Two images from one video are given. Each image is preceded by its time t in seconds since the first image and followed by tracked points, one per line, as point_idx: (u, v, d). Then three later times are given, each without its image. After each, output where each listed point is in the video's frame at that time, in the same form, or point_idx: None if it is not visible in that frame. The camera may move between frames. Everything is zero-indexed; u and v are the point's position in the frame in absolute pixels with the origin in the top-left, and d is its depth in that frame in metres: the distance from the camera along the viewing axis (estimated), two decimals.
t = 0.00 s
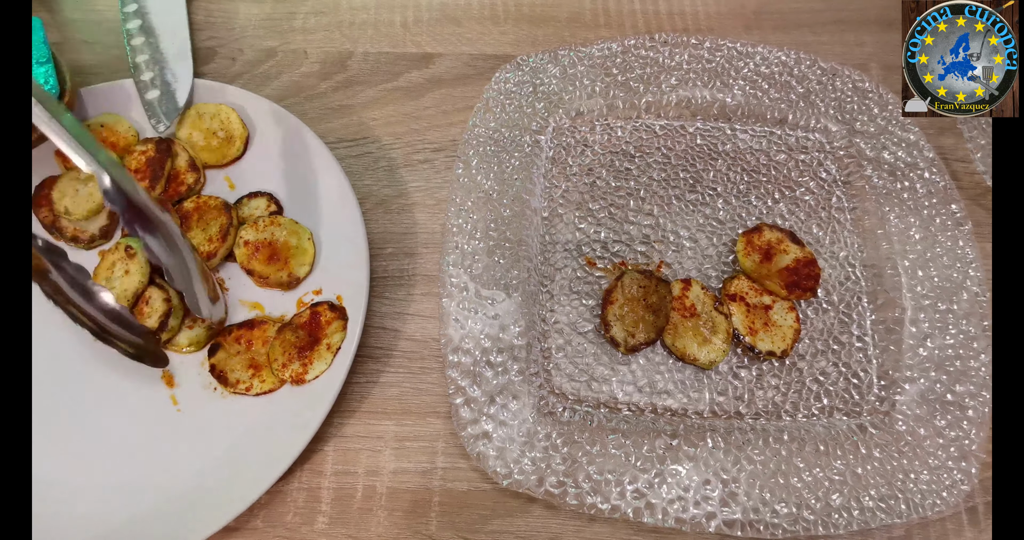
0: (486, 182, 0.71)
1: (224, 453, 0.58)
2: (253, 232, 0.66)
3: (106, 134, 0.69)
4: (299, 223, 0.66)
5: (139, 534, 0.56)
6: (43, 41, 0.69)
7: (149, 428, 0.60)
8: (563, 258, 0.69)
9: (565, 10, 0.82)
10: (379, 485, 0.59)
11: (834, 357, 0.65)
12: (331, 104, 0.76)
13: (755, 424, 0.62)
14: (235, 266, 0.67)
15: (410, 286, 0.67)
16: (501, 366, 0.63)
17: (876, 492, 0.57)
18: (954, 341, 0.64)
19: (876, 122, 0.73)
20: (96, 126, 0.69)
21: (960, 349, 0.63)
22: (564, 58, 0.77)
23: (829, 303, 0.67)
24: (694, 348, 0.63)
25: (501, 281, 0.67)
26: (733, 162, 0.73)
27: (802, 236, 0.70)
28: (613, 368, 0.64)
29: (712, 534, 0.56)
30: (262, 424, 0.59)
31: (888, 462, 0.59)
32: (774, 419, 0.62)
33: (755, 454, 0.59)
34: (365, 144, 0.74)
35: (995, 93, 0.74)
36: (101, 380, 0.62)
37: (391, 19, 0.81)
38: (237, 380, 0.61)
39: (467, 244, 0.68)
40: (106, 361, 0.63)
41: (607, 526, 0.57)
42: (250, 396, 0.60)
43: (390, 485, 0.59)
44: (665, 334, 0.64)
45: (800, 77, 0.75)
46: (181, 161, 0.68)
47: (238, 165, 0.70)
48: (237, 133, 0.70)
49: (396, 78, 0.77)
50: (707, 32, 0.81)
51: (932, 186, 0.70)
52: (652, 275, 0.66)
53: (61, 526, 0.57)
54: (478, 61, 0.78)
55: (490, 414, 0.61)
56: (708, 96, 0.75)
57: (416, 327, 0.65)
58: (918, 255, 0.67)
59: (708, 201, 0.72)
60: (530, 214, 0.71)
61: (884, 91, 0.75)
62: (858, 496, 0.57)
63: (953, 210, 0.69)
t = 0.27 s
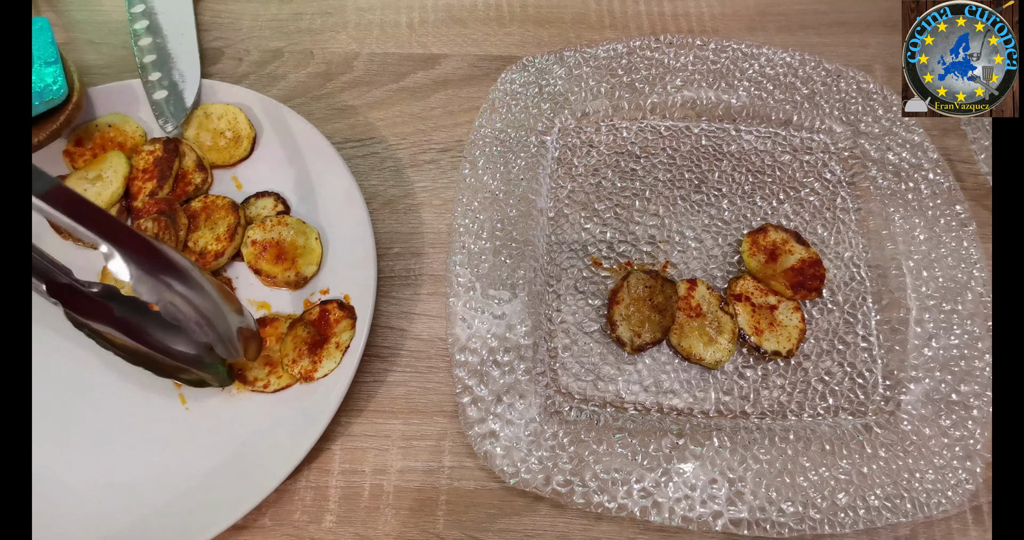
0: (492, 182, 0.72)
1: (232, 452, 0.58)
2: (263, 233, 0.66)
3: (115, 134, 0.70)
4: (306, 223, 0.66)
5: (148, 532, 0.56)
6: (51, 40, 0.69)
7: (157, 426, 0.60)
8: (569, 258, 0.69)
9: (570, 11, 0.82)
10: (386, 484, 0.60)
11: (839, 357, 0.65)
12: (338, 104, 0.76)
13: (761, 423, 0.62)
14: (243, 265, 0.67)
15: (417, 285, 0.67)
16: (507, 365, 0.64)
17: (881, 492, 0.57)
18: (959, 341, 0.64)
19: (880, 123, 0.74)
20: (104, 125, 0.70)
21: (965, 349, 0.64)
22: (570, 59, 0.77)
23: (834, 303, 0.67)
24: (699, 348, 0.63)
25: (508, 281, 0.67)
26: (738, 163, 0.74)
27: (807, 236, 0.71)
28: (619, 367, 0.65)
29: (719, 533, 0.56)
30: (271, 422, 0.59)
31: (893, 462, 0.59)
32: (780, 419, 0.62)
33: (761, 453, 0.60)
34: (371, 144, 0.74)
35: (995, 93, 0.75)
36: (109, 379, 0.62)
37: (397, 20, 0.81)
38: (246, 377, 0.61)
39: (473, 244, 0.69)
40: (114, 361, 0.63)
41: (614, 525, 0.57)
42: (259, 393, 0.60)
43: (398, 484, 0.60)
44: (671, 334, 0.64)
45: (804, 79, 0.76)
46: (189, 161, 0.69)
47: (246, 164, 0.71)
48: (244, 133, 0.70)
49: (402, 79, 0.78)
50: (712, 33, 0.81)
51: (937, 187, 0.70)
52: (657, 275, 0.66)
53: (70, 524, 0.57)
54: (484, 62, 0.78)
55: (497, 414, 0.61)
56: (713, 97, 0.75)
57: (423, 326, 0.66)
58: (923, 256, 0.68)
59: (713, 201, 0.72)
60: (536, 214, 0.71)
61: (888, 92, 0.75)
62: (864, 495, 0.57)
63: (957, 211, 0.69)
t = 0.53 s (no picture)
0: (493, 180, 0.71)
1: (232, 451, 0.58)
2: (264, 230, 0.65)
3: (114, 131, 0.70)
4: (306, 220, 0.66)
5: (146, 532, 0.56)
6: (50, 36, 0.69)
7: (156, 425, 0.60)
8: (570, 257, 0.69)
9: (572, 9, 0.82)
10: (386, 483, 0.59)
11: (841, 356, 0.65)
12: (338, 102, 0.76)
13: (763, 422, 0.62)
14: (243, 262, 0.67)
15: (417, 284, 0.67)
16: (508, 364, 0.63)
17: (884, 491, 0.57)
18: (962, 340, 0.64)
19: (883, 121, 0.73)
20: (104, 123, 0.69)
21: (968, 348, 0.63)
22: (572, 56, 0.77)
23: (836, 302, 0.67)
24: (701, 347, 0.63)
25: (509, 279, 0.67)
26: (740, 161, 0.73)
27: (810, 235, 0.70)
28: (621, 366, 0.64)
29: (721, 532, 0.56)
30: (274, 418, 0.59)
31: (896, 461, 0.59)
32: (782, 418, 0.62)
33: (763, 452, 0.59)
34: (372, 142, 0.74)
35: (995, 93, 0.74)
36: (109, 378, 0.62)
37: (398, 17, 0.81)
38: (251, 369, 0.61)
39: (474, 242, 0.69)
40: (114, 359, 0.63)
41: (615, 524, 0.57)
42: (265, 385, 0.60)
43: (398, 483, 0.59)
44: (672, 333, 0.64)
45: (806, 77, 0.75)
46: (188, 159, 0.69)
47: (246, 162, 0.70)
48: (244, 130, 0.70)
49: (403, 76, 0.77)
50: (714, 31, 0.81)
51: (940, 186, 0.70)
52: (659, 273, 0.66)
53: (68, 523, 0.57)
54: (484, 59, 0.78)
55: (498, 413, 0.61)
56: (715, 94, 0.75)
57: (424, 325, 0.65)
58: (926, 254, 0.67)
59: (715, 199, 0.72)
60: (537, 213, 0.71)
61: (891, 90, 0.75)
62: (867, 494, 0.57)
63: (960, 210, 0.69)
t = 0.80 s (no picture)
0: (489, 182, 0.71)
1: (228, 454, 0.58)
2: (258, 233, 0.65)
3: (110, 133, 0.70)
4: (302, 223, 0.66)
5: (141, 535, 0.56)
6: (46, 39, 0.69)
7: (152, 428, 0.60)
8: (566, 259, 0.69)
9: (568, 11, 0.82)
10: (381, 486, 0.59)
11: (837, 358, 0.65)
12: (334, 104, 0.76)
13: (758, 425, 0.62)
14: (239, 265, 0.67)
15: (413, 286, 0.67)
16: (503, 366, 0.63)
17: (878, 493, 0.57)
18: (958, 343, 0.64)
19: (879, 123, 0.73)
20: (100, 125, 0.69)
21: (963, 350, 0.63)
22: (568, 58, 0.77)
23: (832, 304, 0.67)
24: (697, 349, 0.63)
25: (504, 281, 0.67)
26: (736, 163, 0.73)
27: (806, 237, 0.70)
28: (616, 368, 0.64)
29: (716, 535, 0.56)
30: (269, 421, 0.59)
31: (891, 464, 0.59)
32: (777, 420, 0.62)
33: (757, 455, 0.59)
34: (368, 144, 0.74)
35: (995, 93, 0.74)
36: (105, 381, 0.62)
37: (394, 19, 0.81)
38: (247, 376, 0.62)
39: (470, 245, 0.69)
40: (111, 362, 0.63)
41: (609, 527, 0.57)
42: (260, 391, 0.61)
43: (393, 485, 0.59)
44: (668, 335, 0.64)
45: (802, 79, 0.75)
46: (184, 160, 0.68)
47: (242, 164, 0.70)
48: (240, 132, 0.69)
49: (399, 78, 0.77)
50: (710, 33, 0.81)
51: (936, 188, 0.70)
52: (655, 275, 0.66)
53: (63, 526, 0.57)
54: (481, 61, 0.78)
55: (493, 415, 0.61)
56: (711, 97, 0.75)
57: (419, 327, 0.65)
58: (921, 257, 0.67)
59: (711, 201, 0.72)
60: (533, 215, 0.71)
61: (887, 92, 0.75)
62: (861, 497, 0.57)
63: (956, 212, 0.69)
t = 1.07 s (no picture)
0: (489, 184, 0.71)
1: (228, 456, 0.58)
2: (259, 234, 0.65)
3: (111, 135, 0.70)
4: (303, 225, 0.66)
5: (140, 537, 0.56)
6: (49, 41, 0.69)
7: (153, 429, 0.60)
8: (566, 261, 0.69)
9: (568, 13, 0.82)
10: (382, 487, 0.60)
11: (836, 360, 0.65)
12: (335, 106, 0.76)
13: (758, 426, 0.62)
14: (239, 266, 0.67)
15: (413, 288, 0.67)
16: (504, 368, 0.64)
17: (878, 495, 0.57)
18: (957, 344, 0.64)
19: (878, 125, 0.74)
20: (101, 126, 0.70)
21: (963, 352, 0.63)
22: (568, 60, 0.77)
23: (832, 306, 0.67)
24: (697, 351, 0.63)
25: (504, 283, 0.67)
26: (736, 165, 0.73)
27: (805, 239, 0.70)
28: (616, 370, 0.65)
29: (716, 537, 0.56)
30: (269, 422, 0.59)
31: (891, 465, 0.59)
32: (777, 422, 0.62)
33: (757, 456, 0.59)
34: (368, 146, 0.74)
35: (995, 94, 0.74)
36: (105, 383, 0.62)
37: (394, 21, 0.81)
38: (248, 378, 0.62)
39: (470, 246, 0.68)
40: (112, 364, 0.63)
41: (610, 529, 0.57)
42: (260, 392, 0.61)
43: (394, 487, 0.59)
44: (668, 337, 0.64)
45: (802, 81, 0.75)
46: (185, 162, 0.68)
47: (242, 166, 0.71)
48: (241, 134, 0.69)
49: (399, 80, 0.78)
50: (710, 34, 0.81)
51: (935, 190, 0.70)
52: (654, 277, 0.66)
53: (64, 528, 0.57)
54: (481, 63, 0.78)
55: (494, 416, 0.61)
56: (711, 98, 0.75)
57: (420, 329, 0.65)
58: (921, 259, 0.68)
59: (711, 203, 0.72)
60: (534, 216, 0.71)
61: (886, 94, 0.75)
62: (861, 498, 0.57)
63: (955, 213, 0.69)
